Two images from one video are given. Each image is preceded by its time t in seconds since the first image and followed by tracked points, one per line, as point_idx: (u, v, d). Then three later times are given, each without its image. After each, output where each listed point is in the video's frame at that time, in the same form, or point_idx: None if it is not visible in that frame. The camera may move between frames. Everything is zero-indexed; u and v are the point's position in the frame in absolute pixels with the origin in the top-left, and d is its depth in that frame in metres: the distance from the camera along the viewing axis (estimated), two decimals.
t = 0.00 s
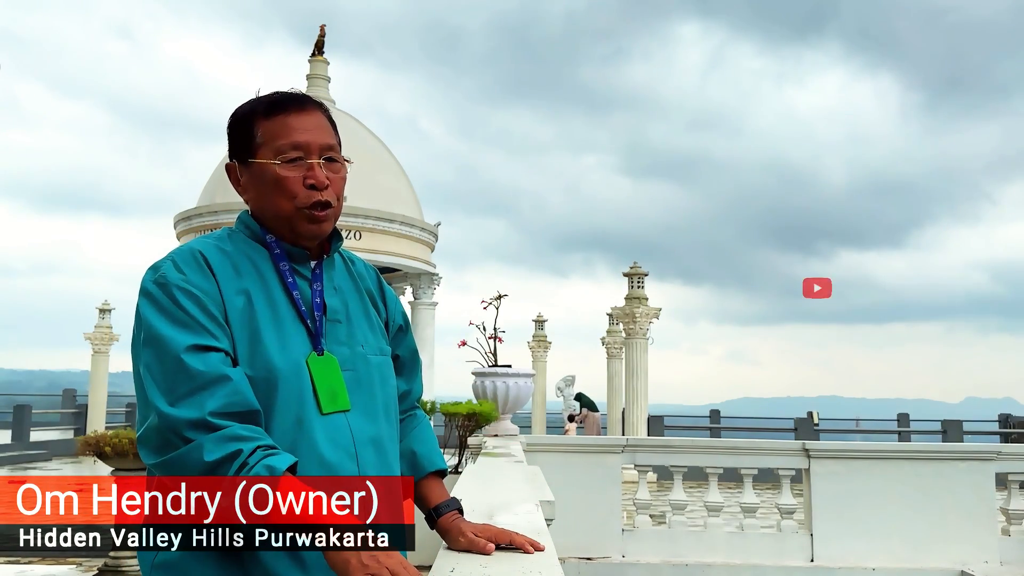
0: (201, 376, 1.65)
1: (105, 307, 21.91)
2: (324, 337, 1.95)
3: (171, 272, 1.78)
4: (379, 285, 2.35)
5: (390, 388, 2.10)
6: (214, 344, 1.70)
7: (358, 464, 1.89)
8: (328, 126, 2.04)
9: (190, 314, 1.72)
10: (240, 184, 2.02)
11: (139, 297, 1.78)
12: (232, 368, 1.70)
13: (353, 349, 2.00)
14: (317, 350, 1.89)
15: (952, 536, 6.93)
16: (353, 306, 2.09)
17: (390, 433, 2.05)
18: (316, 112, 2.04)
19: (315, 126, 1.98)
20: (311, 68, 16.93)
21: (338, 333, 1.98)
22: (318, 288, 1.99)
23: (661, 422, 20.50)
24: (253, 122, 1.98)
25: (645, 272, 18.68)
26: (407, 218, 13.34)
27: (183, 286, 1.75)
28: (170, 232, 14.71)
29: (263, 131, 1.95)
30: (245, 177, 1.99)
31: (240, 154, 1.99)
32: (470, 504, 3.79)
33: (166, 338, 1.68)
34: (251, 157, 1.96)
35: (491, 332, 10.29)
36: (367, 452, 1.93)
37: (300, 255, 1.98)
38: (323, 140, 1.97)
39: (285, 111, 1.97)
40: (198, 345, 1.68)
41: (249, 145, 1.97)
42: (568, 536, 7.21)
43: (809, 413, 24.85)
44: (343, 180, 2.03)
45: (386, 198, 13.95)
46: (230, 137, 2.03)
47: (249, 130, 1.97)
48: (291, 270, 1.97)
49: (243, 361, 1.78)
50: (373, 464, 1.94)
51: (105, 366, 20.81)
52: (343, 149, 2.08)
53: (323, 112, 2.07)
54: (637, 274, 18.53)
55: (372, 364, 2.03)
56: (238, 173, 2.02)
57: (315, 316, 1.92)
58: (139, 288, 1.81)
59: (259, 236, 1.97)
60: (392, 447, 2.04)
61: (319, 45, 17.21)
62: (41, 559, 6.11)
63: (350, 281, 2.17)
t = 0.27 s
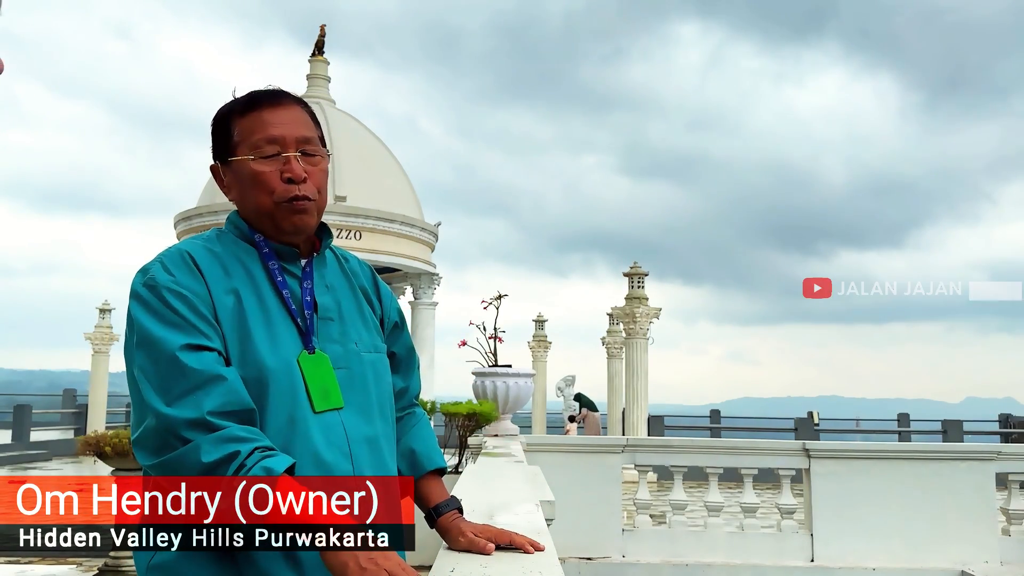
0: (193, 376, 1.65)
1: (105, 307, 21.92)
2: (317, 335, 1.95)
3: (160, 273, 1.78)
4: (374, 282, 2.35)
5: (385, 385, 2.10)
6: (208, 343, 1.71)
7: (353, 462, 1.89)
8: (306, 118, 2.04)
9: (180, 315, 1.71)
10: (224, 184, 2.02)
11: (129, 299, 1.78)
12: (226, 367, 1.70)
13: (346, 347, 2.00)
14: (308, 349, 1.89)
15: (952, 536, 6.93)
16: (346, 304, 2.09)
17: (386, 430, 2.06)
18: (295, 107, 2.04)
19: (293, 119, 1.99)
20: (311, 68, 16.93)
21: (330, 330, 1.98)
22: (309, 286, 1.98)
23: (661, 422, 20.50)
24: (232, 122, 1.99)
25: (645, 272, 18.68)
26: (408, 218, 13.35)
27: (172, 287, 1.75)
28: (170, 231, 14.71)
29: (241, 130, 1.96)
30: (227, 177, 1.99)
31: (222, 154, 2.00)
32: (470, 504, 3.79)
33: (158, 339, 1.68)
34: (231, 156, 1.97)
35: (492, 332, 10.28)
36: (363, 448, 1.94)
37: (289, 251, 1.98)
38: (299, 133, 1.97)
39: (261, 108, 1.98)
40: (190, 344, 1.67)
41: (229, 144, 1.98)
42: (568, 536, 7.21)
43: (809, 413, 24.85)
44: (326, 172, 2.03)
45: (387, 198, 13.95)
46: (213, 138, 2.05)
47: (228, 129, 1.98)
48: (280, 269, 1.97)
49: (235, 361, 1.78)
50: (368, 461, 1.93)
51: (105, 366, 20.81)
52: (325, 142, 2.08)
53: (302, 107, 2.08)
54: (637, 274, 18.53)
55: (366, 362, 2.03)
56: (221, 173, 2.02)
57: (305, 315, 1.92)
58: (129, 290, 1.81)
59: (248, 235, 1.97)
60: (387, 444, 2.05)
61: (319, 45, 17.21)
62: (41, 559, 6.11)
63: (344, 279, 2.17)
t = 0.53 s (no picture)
0: (173, 364, 1.70)
1: (105, 307, 21.92)
2: (297, 334, 1.94)
3: (150, 267, 1.86)
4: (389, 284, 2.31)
5: (377, 390, 2.04)
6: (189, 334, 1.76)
7: (346, 462, 1.89)
8: (285, 115, 2.01)
9: (164, 306, 1.78)
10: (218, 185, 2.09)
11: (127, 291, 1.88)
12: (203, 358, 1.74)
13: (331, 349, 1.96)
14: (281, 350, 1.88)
15: (952, 536, 6.93)
16: (340, 305, 2.05)
17: (373, 436, 2.00)
18: (275, 105, 2.02)
19: (266, 118, 1.98)
20: (311, 68, 16.94)
21: (316, 332, 1.96)
22: (293, 285, 1.98)
23: (662, 422, 20.50)
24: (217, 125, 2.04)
25: (645, 272, 18.68)
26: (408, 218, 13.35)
27: (157, 280, 1.82)
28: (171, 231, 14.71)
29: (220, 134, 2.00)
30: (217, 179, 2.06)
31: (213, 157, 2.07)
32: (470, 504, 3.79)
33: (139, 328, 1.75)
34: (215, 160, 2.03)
35: (492, 332, 10.28)
36: (340, 453, 1.89)
37: (272, 253, 2.00)
38: (262, 133, 1.95)
39: (239, 110, 2.00)
40: (171, 334, 1.72)
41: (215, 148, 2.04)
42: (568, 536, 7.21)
43: (809, 413, 24.85)
44: (302, 168, 2.00)
45: (387, 198, 13.96)
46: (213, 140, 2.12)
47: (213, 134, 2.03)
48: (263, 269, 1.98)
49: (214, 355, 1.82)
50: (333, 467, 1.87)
51: (105, 366, 20.81)
52: (310, 138, 2.04)
53: (287, 104, 2.06)
54: (637, 274, 18.54)
55: (353, 365, 1.99)
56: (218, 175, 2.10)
57: (281, 317, 1.92)
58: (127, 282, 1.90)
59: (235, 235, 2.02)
60: (373, 450, 1.99)
61: (320, 45, 17.22)
62: (42, 559, 6.11)
63: (344, 280, 2.13)
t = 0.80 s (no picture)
0: (144, 380, 1.88)
1: (105, 307, 21.89)
2: (303, 344, 1.96)
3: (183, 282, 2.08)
4: (430, 291, 2.12)
5: (385, 405, 1.95)
6: (174, 350, 1.92)
7: (354, 465, 1.90)
8: (309, 128, 2.01)
9: (170, 321, 1.97)
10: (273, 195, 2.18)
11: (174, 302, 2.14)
12: (183, 374, 1.91)
13: (332, 361, 1.94)
14: (281, 359, 1.93)
15: (952, 535, 6.93)
16: (353, 317, 2.00)
17: (376, 450, 1.94)
18: (307, 120, 2.04)
19: (285, 133, 2.01)
20: (312, 68, 16.94)
21: (321, 343, 1.95)
22: (304, 296, 2.00)
23: (662, 421, 20.48)
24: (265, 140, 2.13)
25: (645, 272, 18.67)
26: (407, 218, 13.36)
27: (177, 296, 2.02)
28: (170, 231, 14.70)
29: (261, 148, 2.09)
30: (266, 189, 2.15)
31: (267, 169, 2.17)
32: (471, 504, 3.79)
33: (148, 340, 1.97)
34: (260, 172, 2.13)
35: (493, 333, 10.27)
36: (335, 465, 1.89)
37: (292, 264, 2.04)
38: (280, 148, 1.99)
39: (274, 125, 2.07)
40: (151, 352, 1.91)
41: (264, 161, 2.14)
42: (568, 536, 7.20)
43: (810, 413, 24.85)
44: (313, 182, 1.99)
45: (387, 198, 13.96)
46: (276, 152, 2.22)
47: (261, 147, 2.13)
48: (282, 281, 2.05)
49: (205, 368, 1.96)
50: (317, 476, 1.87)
51: (105, 366, 20.80)
52: (331, 149, 2.02)
53: (317, 117, 2.06)
54: (637, 274, 18.53)
55: (354, 379, 1.93)
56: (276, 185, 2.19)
57: (286, 328, 1.97)
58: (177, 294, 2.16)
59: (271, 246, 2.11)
60: (375, 464, 1.93)
61: (320, 45, 17.21)
62: (42, 560, 6.10)
63: (367, 289, 2.06)
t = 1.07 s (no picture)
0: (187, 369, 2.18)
1: (105, 307, 21.90)
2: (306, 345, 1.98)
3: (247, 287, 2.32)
4: (437, 299, 1.95)
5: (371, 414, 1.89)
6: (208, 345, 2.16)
7: (355, 467, 1.91)
8: (330, 135, 2.01)
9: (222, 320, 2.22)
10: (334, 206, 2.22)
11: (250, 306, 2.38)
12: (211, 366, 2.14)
13: (326, 365, 1.94)
14: (285, 357, 1.98)
15: (952, 535, 6.93)
16: (352, 323, 1.97)
17: (358, 457, 1.90)
18: (336, 128, 2.05)
19: (310, 143, 2.03)
20: (312, 69, 16.96)
21: (320, 347, 1.96)
22: (312, 297, 2.04)
23: (662, 421, 20.49)
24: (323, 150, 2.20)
25: (645, 272, 18.67)
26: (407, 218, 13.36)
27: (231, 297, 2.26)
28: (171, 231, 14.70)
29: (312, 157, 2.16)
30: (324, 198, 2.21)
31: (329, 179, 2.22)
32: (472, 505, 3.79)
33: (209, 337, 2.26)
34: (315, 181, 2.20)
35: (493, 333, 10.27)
36: (322, 467, 1.90)
37: (313, 267, 2.08)
38: (303, 154, 2.03)
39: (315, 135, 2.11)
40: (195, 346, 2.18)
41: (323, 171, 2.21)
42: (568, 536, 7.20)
43: (810, 413, 24.85)
44: (320, 189, 1.98)
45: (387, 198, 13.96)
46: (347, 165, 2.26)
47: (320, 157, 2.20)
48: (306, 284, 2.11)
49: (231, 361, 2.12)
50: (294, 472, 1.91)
51: (106, 366, 20.82)
52: (343, 158, 1.98)
53: (345, 126, 2.05)
54: (638, 274, 18.53)
55: (343, 386, 1.90)
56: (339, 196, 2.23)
57: (295, 327, 2.01)
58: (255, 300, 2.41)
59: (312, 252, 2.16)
60: (354, 471, 1.91)
61: (320, 45, 17.22)
62: (42, 559, 6.10)
63: (373, 296, 2.00)
